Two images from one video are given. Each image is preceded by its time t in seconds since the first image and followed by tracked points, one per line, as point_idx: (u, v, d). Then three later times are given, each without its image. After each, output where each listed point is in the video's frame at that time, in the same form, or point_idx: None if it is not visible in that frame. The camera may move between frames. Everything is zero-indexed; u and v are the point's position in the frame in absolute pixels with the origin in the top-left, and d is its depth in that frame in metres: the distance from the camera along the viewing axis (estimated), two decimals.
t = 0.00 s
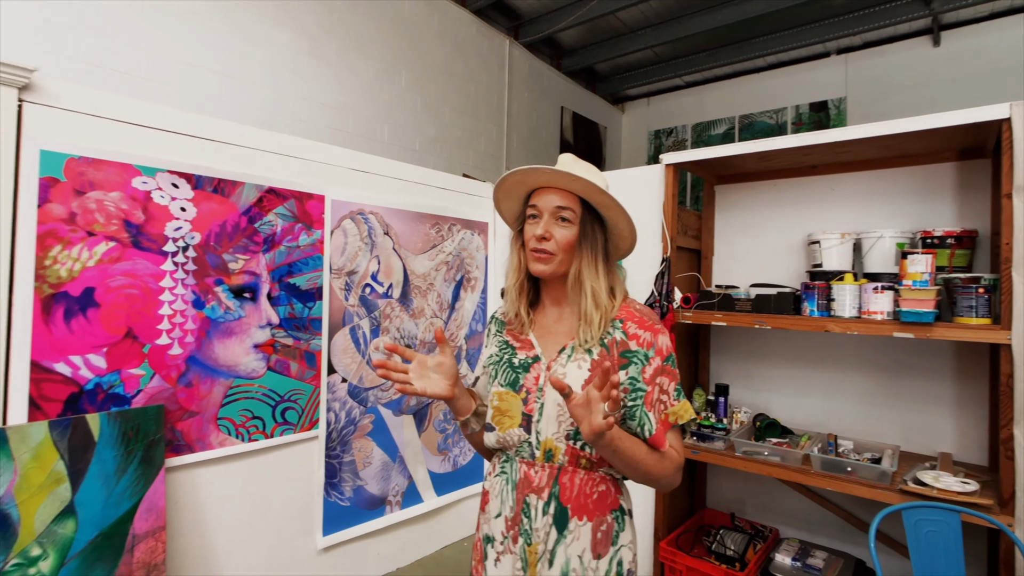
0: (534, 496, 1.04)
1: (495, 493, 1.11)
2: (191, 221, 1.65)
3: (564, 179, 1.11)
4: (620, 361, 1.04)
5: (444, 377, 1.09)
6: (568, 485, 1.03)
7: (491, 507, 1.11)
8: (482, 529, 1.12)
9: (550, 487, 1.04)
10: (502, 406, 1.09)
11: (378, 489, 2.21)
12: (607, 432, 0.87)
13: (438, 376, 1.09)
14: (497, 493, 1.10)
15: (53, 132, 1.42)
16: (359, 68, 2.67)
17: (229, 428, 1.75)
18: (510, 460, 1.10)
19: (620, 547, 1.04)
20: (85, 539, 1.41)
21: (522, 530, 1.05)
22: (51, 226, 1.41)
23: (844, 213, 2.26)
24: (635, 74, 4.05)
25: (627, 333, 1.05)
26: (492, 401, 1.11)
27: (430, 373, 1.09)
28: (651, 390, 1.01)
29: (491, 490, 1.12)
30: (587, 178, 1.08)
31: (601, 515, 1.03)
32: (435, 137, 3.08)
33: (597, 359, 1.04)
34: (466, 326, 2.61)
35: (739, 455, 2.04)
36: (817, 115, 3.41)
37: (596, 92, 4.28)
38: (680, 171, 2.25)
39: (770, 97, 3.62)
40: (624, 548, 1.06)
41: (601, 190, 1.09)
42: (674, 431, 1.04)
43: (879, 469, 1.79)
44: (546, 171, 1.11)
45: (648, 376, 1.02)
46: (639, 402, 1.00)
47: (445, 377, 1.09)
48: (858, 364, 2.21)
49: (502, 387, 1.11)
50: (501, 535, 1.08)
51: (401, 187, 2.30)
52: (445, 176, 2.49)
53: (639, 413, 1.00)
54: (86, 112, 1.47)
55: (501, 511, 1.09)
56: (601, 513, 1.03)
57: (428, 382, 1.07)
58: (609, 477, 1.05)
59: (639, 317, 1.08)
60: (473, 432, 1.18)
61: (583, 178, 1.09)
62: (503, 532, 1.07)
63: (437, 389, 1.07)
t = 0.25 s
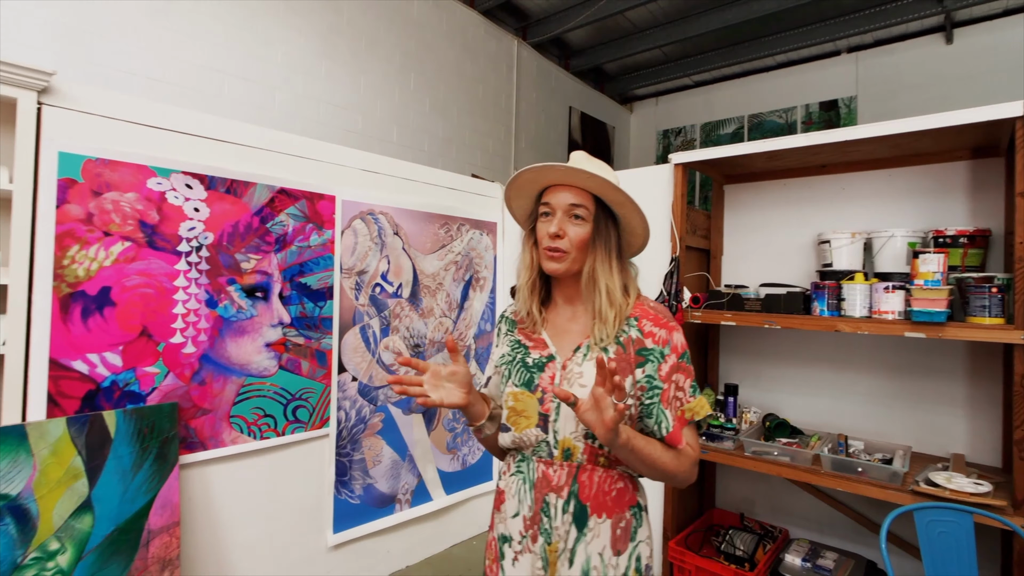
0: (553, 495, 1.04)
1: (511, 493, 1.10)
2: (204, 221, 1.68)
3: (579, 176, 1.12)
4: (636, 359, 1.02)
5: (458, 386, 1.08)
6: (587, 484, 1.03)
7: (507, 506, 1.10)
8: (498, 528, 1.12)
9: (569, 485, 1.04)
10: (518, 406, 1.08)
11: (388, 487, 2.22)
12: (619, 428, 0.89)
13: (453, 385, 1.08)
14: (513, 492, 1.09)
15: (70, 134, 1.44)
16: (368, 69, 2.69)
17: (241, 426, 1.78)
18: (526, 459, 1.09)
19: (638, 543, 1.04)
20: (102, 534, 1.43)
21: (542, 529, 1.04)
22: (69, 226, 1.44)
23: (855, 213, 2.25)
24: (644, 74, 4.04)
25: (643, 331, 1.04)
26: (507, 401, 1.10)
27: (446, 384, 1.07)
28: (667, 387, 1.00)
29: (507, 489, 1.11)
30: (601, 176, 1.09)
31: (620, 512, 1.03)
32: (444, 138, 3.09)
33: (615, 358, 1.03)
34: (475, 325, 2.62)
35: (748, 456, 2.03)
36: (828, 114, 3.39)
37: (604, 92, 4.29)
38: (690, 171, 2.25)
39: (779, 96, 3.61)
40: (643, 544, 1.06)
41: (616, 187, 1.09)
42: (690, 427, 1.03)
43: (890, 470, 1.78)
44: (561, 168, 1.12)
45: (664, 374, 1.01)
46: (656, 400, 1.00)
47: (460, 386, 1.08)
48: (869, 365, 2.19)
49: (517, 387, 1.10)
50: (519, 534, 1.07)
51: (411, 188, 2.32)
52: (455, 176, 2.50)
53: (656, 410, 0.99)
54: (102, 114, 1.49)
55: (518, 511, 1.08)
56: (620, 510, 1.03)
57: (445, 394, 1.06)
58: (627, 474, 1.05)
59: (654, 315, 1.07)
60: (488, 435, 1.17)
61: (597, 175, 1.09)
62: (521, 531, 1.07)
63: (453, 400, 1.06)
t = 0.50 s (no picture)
0: (583, 500, 1.01)
1: (537, 498, 1.06)
2: (220, 221, 1.70)
3: (600, 168, 1.08)
4: (664, 358, 1.00)
5: (480, 397, 1.00)
6: (618, 487, 1.00)
7: (532, 512, 1.06)
8: (522, 534, 1.07)
9: (599, 489, 1.00)
10: (543, 410, 1.05)
11: (400, 485, 2.24)
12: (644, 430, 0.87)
13: (473, 397, 1.00)
14: (539, 497, 1.05)
15: (92, 136, 1.47)
16: (380, 71, 2.71)
17: (256, 423, 1.80)
18: (551, 463, 1.05)
19: (670, 546, 1.01)
20: (122, 529, 1.46)
21: (572, 535, 1.01)
22: (90, 227, 1.47)
23: (869, 211, 2.23)
24: (654, 73, 4.04)
25: (670, 329, 1.02)
26: (531, 405, 1.06)
27: (468, 396, 0.99)
28: (696, 386, 0.98)
29: (531, 494, 1.07)
30: (624, 168, 1.06)
31: (651, 515, 1.00)
32: (455, 138, 3.11)
33: (642, 357, 1.00)
34: (486, 325, 2.63)
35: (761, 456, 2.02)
36: (841, 112, 3.35)
37: (615, 91, 4.29)
38: (701, 170, 2.24)
39: (791, 94, 3.58)
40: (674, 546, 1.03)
41: (639, 179, 1.06)
42: (718, 425, 1.01)
43: (907, 470, 1.76)
44: (582, 160, 1.08)
45: (692, 373, 0.99)
46: (685, 400, 0.97)
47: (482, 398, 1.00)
48: (884, 365, 2.17)
49: (541, 390, 1.06)
50: (547, 541, 1.03)
51: (423, 188, 2.33)
52: (466, 176, 2.52)
53: (686, 410, 0.97)
54: (122, 116, 1.52)
55: (546, 516, 1.04)
56: (651, 513, 1.00)
57: (467, 407, 0.98)
58: (656, 476, 1.02)
59: (680, 312, 1.05)
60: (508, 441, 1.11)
61: (619, 168, 1.06)
62: (549, 537, 1.03)
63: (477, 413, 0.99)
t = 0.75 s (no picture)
0: (602, 503, 0.98)
1: (553, 503, 1.03)
2: (230, 222, 1.72)
3: (616, 162, 1.06)
4: (683, 356, 0.98)
5: (493, 403, 1.00)
6: (638, 489, 0.97)
7: (548, 517, 1.03)
8: (538, 539, 1.04)
9: (618, 492, 0.97)
10: (558, 410, 1.02)
11: (408, 485, 2.25)
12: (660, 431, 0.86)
13: (486, 402, 1.00)
14: (556, 501, 1.02)
15: (104, 138, 1.49)
16: (387, 72, 2.72)
17: (265, 422, 1.81)
18: (568, 466, 1.02)
19: (692, 547, 0.98)
20: (134, 526, 1.48)
21: (591, 539, 0.98)
22: (103, 227, 1.48)
23: (878, 211, 2.22)
24: (661, 73, 4.04)
25: (688, 326, 1.00)
26: (545, 405, 1.04)
27: (481, 402, 0.99)
28: (715, 385, 0.96)
29: (547, 500, 1.04)
30: (641, 161, 1.04)
31: (672, 517, 0.97)
32: (462, 139, 3.12)
33: (659, 355, 0.98)
34: (493, 325, 2.64)
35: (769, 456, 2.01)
36: (850, 111, 3.33)
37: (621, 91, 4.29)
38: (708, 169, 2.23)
39: (799, 93, 3.57)
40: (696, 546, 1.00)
41: (656, 173, 1.04)
42: (739, 425, 0.99)
43: (917, 471, 1.74)
44: (597, 153, 1.07)
45: (712, 371, 0.96)
46: (704, 399, 0.95)
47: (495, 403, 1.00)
48: (893, 365, 2.16)
49: (556, 389, 1.03)
50: (565, 546, 1.00)
51: (430, 188, 2.34)
52: (473, 176, 2.52)
53: (705, 409, 0.95)
54: (134, 118, 1.54)
55: (563, 521, 1.01)
56: (672, 515, 0.97)
57: (481, 413, 0.98)
58: (676, 476, 0.99)
59: (698, 309, 1.03)
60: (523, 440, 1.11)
61: (636, 161, 1.04)
62: (567, 542, 1.00)
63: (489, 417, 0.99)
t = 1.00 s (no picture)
0: (614, 507, 0.94)
1: (561, 509, 0.96)
2: (238, 221, 1.73)
3: (619, 151, 1.02)
4: (691, 353, 0.97)
5: (494, 408, 0.96)
6: (650, 490, 0.94)
7: (555, 524, 0.96)
8: (542, 549, 0.97)
9: (630, 495, 0.94)
10: (565, 413, 0.98)
11: (414, 483, 2.25)
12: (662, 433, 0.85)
13: (486, 410, 0.95)
14: (563, 508, 0.96)
15: (114, 138, 1.51)
16: (394, 72, 2.73)
17: (273, 420, 1.82)
18: (575, 471, 0.98)
19: (702, 544, 0.98)
20: (144, 522, 1.49)
21: (604, 545, 0.93)
22: (113, 227, 1.50)
23: (888, 209, 2.20)
24: (668, 72, 4.03)
25: (695, 323, 0.99)
26: (551, 408, 0.98)
27: (483, 409, 0.95)
28: (723, 381, 0.95)
29: (554, 506, 0.97)
30: (644, 149, 1.00)
31: (684, 516, 0.96)
32: (468, 139, 3.13)
33: (668, 353, 0.96)
34: (499, 324, 2.64)
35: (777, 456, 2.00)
36: (860, 109, 3.31)
37: (628, 90, 4.29)
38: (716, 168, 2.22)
39: (808, 92, 3.54)
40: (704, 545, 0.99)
41: (661, 163, 1.00)
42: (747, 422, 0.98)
43: (928, 472, 1.72)
44: (599, 142, 1.03)
45: (719, 368, 0.95)
46: (712, 396, 0.94)
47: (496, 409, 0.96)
48: (903, 365, 2.13)
49: (561, 391, 0.98)
50: (574, 554, 0.94)
51: (436, 188, 2.34)
52: (480, 176, 2.52)
53: (713, 406, 0.93)
54: (144, 118, 1.56)
55: (573, 528, 0.95)
56: (683, 514, 0.96)
57: (483, 421, 0.93)
58: (684, 475, 0.98)
59: (704, 305, 1.01)
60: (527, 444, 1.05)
61: (639, 149, 1.01)
62: (577, 549, 0.94)
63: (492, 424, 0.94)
